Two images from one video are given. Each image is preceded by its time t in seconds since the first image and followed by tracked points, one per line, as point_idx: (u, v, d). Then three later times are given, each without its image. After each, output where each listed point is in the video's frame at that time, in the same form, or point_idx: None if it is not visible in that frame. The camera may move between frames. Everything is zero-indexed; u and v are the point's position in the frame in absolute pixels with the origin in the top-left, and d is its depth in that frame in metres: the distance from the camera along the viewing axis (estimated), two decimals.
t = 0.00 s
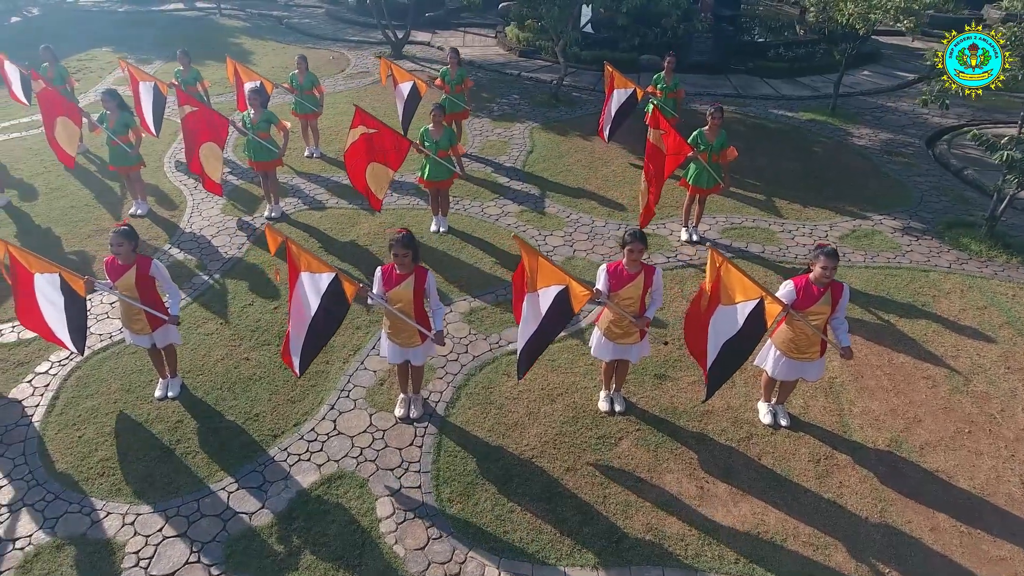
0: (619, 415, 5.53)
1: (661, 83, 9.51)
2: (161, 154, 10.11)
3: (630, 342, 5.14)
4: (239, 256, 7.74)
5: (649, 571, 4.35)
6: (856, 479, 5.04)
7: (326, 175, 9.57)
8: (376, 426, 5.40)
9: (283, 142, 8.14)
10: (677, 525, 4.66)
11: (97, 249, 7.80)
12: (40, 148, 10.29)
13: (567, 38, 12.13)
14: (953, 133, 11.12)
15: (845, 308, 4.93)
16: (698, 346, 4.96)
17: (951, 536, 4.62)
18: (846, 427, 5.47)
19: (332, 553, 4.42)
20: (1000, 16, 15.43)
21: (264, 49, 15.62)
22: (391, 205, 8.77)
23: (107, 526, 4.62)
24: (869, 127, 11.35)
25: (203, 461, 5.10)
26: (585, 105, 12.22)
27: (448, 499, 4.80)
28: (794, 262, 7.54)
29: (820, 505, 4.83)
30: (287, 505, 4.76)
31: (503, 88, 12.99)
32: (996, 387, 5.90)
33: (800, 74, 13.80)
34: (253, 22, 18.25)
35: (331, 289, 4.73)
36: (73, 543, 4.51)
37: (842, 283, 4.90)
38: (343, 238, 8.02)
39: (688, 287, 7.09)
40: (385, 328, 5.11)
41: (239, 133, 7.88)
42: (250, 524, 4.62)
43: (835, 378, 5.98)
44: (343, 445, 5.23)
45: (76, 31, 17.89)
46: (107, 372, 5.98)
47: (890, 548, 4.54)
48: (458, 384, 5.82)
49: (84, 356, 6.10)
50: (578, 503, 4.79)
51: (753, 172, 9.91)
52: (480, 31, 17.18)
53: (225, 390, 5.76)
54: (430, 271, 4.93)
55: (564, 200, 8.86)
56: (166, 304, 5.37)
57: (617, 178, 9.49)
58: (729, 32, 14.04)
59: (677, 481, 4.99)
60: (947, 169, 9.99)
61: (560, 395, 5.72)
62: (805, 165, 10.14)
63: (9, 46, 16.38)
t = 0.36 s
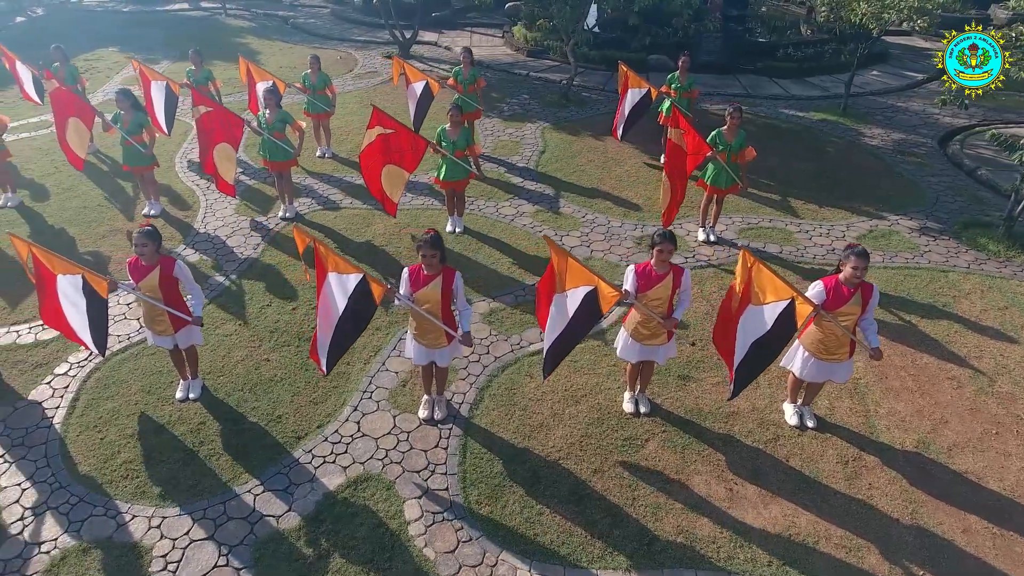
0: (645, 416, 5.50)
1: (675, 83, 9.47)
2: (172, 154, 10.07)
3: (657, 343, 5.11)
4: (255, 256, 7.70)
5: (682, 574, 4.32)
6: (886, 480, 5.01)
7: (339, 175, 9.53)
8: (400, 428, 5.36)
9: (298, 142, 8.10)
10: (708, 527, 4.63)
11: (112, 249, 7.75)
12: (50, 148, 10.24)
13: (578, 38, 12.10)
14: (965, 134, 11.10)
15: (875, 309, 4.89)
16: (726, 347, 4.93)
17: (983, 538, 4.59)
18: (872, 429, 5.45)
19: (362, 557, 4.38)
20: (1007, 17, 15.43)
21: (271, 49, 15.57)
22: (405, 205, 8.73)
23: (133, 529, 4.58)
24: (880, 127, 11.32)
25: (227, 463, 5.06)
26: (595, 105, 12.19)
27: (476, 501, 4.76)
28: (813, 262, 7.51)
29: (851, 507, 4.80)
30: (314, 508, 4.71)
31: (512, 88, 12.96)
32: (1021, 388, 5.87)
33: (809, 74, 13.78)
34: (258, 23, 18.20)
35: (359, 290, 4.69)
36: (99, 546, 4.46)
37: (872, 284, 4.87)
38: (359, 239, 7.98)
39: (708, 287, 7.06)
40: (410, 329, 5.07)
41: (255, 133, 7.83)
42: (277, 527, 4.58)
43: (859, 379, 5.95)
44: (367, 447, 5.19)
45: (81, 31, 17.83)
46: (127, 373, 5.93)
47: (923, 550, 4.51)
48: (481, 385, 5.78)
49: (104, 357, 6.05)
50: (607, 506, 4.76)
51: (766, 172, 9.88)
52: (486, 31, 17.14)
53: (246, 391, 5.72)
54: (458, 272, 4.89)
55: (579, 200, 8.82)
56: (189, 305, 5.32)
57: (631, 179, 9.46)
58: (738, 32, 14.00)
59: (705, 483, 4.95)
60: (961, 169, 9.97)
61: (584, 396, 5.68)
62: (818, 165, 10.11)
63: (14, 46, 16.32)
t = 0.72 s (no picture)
0: (675, 417, 5.46)
1: (692, 82, 9.42)
2: (186, 154, 10.02)
3: (689, 344, 5.07)
4: (273, 256, 7.64)
5: None
6: (920, 481, 4.98)
7: (354, 175, 9.48)
8: (429, 429, 5.32)
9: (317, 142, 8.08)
10: (744, 529, 4.60)
11: (129, 250, 7.70)
12: (62, 148, 10.18)
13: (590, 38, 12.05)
14: (980, 133, 11.07)
15: (910, 309, 4.86)
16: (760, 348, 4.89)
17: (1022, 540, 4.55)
18: (904, 429, 5.41)
19: (398, 559, 4.34)
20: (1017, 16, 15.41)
21: (279, 49, 15.52)
22: (422, 204, 8.68)
23: (165, 532, 4.53)
24: (895, 126, 11.29)
25: (257, 465, 5.01)
26: (608, 104, 12.15)
27: (510, 503, 4.72)
28: (835, 262, 7.47)
29: (887, 508, 4.76)
30: (347, 510, 4.67)
31: (523, 88, 12.91)
32: None
33: (820, 73, 13.75)
34: (266, 22, 18.15)
35: (392, 290, 4.69)
36: (131, 550, 4.42)
37: (907, 284, 4.84)
38: (378, 239, 7.94)
39: (731, 287, 7.01)
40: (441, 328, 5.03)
41: (273, 132, 7.81)
42: (310, 529, 4.53)
43: (888, 379, 5.92)
44: (397, 448, 5.15)
45: (88, 31, 17.76)
46: (151, 374, 5.89)
47: (962, 551, 4.47)
48: (508, 386, 5.74)
49: (127, 358, 6.00)
50: (642, 507, 4.72)
51: (783, 172, 9.84)
52: (494, 31, 17.11)
53: (272, 393, 5.67)
54: (491, 273, 4.85)
55: (597, 200, 8.78)
56: (215, 305, 5.26)
57: (648, 178, 9.41)
58: (749, 31, 13.96)
59: (739, 484, 4.92)
60: (978, 169, 9.94)
61: (612, 397, 5.64)
62: (834, 165, 10.08)
63: (21, 46, 16.26)
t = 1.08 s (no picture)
0: (708, 418, 5.43)
1: (711, 81, 9.40)
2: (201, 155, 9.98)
3: (725, 345, 5.03)
4: (294, 256, 7.60)
5: None
6: (958, 482, 4.95)
7: (371, 175, 9.43)
8: (462, 431, 5.28)
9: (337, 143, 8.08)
10: (785, 531, 4.57)
11: (149, 250, 7.65)
12: (76, 148, 10.13)
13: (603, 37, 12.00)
14: (995, 132, 11.04)
15: (949, 309, 4.82)
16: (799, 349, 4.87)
17: None
18: (938, 430, 5.38)
19: (437, 563, 4.30)
20: None
21: (288, 48, 15.47)
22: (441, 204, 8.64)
23: (201, 535, 4.49)
24: (910, 126, 11.26)
25: (290, 467, 4.97)
26: (621, 104, 12.12)
27: (548, 505, 4.68)
28: (860, 262, 7.44)
29: (926, 510, 4.73)
30: (383, 513, 4.63)
31: (536, 87, 12.87)
32: None
33: (832, 72, 13.72)
34: (273, 22, 18.08)
35: (429, 290, 4.69)
36: (168, 553, 4.37)
37: (946, 284, 4.80)
38: (398, 239, 7.90)
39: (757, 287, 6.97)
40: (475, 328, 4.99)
41: (294, 132, 7.77)
42: (348, 533, 4.49)
43: (920, 380, 5.88)
44: (431, 450, 5.11)
45: (95, 30, 17.71)
46: (178, 376, 5.84)
47: (1005, 554, 4.44)
48: (539, 387, 5.70)
49: (153, 359, 5.96)
50: (680, 510, 4.69)
51: (801, 171, 9.81)
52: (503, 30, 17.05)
53: (301, 394, 5.63)
54: (527, 273, 4.81)
55: (616, 200, 8.74)
56: (247, 306, 5.23)
57: (666, 178, 9.38)
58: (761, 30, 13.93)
59: (777, 486, 4.89)
60: (995, 168, 9.91)
61: (644, 398, 5.61)
62: (851, 164, 10.04)
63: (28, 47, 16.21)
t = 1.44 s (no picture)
0: (741, 420, 5.40)
1: (729, 82, 9.39)
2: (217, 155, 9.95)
3: (761, 346, 5.01)
4: (316, 257, 7.56)
5: None
6: (995, 483, 4.93)
7: (389, 176, 9.40)
8: (495, 433, 5.25)
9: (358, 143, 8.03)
10: (825, 533, 4.55)
11: (170, 251, 7.64)
12: (91, 148, 10.10)
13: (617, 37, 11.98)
14: (1011, 133, 11.04)
15: (986, 311, 4.81)
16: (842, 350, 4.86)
17: None
18: (972, 432, 5.36)
19: (479, 566, 4.28)
20: None
21: (298, 49, 15.44)
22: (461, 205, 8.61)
23: (239, 538, 4.46)
24: (926, 126, 11.25)
25: (324, 470, 4.95)
26: (635, 104, 12.10)
27: (586, 508, 4.66)
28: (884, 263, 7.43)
29: (965, 511, 4.71)
30: (421, 516, 4.60)
31: (548, 88, 12.86)
32: None
33: (845, 73, 13.71)
34: (281, 22, 18.06)
35: (467, 290, 4.69)
36: (207, 557, 4.34)
37: (984, 285, 4.78)
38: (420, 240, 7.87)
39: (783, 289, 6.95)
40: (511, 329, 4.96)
41: (315, 132, 7.74)
42: (386, 536, 4.46)
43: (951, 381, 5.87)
44: (465, 452, 5.09)
45: (104, 31, 17.68)
46: (206, 378, 5.81)
47: None
48: (570, 389, 5.68)
49: (181, 361, 5.94)
50: (719, 512, 4.67)
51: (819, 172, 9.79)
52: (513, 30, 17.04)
53: (332, 396, 5.61)
54: (564, 274, 4.79)
55: (636, 200, 8.72)
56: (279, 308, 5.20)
57: (684, 178, 9.36)
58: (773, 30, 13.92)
59: (815, 488, 4.87)
60: (1013, 168, 9.90)
61: (676, 400, 5.59)
62: (869, 164, 10.03)
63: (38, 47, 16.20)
